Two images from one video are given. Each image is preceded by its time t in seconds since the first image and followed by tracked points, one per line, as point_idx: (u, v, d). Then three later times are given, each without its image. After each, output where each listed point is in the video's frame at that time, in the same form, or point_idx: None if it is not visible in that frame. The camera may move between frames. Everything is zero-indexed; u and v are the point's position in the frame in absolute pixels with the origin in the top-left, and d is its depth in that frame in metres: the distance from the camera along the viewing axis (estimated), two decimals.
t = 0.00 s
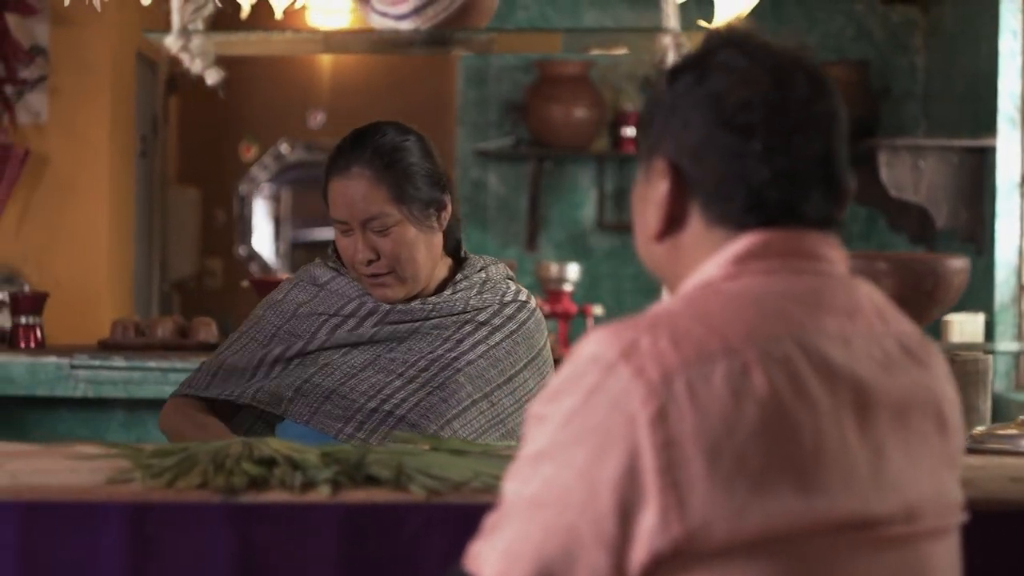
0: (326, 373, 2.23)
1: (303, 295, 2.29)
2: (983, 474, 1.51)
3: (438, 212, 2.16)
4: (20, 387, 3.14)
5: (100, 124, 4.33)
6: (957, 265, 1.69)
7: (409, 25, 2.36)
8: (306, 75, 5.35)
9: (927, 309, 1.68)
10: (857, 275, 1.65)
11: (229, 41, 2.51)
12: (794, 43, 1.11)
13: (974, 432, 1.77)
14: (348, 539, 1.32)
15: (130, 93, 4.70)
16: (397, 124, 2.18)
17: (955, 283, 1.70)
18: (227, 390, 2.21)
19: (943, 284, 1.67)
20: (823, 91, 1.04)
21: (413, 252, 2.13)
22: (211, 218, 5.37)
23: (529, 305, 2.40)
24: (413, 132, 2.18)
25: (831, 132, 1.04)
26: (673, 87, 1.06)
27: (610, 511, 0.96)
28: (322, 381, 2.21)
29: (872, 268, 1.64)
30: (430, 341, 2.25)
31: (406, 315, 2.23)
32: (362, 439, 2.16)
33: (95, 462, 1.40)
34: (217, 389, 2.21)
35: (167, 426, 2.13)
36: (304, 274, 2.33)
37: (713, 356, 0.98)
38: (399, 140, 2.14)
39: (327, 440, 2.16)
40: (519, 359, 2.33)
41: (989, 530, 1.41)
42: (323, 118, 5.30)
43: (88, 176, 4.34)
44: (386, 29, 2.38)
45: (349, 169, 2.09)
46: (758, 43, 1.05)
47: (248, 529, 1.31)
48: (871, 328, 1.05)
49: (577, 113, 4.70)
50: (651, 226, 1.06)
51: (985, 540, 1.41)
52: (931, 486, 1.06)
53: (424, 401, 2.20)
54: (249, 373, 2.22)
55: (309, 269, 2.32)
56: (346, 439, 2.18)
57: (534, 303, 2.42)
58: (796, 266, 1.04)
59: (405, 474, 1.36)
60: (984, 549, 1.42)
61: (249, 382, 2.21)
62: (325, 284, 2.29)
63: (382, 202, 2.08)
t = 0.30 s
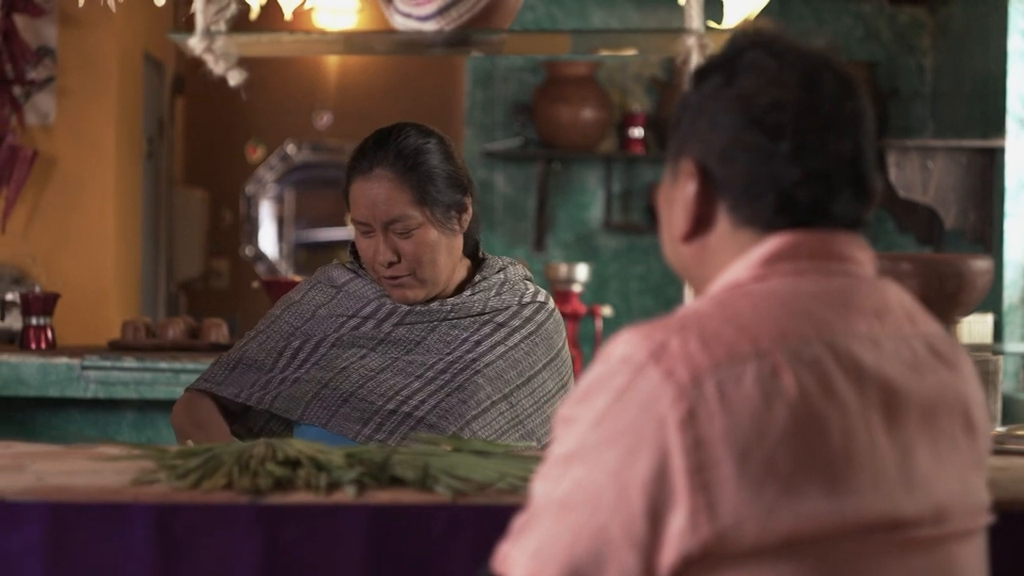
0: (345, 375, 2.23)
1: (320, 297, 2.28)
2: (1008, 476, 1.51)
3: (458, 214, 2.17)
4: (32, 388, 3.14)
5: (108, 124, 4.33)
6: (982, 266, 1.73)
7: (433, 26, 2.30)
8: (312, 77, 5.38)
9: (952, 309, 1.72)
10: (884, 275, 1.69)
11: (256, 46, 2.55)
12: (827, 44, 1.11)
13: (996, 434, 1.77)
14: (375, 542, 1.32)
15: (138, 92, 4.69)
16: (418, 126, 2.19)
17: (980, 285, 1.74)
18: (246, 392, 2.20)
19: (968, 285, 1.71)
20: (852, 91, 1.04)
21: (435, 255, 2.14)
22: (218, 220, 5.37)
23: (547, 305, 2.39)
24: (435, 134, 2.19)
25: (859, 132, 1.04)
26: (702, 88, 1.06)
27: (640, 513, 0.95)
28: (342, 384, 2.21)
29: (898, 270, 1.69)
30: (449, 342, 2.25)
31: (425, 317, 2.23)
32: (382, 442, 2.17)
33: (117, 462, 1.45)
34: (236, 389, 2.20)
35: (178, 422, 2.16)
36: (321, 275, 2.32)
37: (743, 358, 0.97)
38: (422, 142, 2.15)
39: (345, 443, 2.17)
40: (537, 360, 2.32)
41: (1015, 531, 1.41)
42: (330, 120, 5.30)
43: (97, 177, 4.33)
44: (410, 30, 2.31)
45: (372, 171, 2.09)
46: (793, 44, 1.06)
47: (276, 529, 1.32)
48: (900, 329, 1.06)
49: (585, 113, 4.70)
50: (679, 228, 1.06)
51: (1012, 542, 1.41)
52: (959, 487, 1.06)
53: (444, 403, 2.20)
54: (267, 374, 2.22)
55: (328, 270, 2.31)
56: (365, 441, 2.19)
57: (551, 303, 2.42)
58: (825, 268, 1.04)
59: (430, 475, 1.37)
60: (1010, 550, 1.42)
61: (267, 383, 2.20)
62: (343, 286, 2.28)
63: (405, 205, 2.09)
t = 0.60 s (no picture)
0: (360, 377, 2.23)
1: (334, 298, 2.28)
2: None
3: (473, 215, 2.18)
4: (42, 389, 3.14)
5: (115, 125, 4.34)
6: (1002, 266, 1.73)
7: (454, 28, 2.34)
8: (319, 77, 5.38)
9: (972, 309, 1.72)
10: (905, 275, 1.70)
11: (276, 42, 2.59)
12: (854, 46, 1.11)
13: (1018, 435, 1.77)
14: (399, 541, 1.32)
15: (145, 93, 4.68)
16: (434, 126, 2.19)
17: (1000, 285, 1.74)
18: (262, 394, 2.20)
19: (989, 285, 1.72)
20: (879, 92, 1.04)
21: (449, 254, 2.14)
22: (224, 220, 5.39)
23: (561, 304, 2.39)
24: (451, 134, 2.19)
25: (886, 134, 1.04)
26: (729, 89, 1.06)
27: (667, 511, 0.95)
28: (358, 385, 2.21)
29: (918, 270, 1.70)
30: (464, 343, 2.25)
31: (440, 317, 2.22)
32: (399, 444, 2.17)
33: (138, 463, 1.46)
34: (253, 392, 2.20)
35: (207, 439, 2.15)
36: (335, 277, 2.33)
37: (771, 357, 0.97)
38: (438, 142, 2.15)
39: (363, 444, 2.18)
40: (552, 359, 2.32)
41: None
42: (336, 121, 5.32)
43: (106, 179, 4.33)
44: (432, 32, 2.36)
45: (388, 171, 2.10)
46: (822, 45, 1.06)
47: (301, 529, 1.32)
48: (926, 329, 1.06)
49: (592, 114, 4.71)
50: (705, 229, 1.06)
51: None
52: (984, 487, 1.06)
53: (460, 404, 2.20)
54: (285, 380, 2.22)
55: (341, 272, 2.32)
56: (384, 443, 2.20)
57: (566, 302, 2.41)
58: (851, 268, 1.04)
59: (453, 476, 1.38)
60: None
61: (282, 388, 2.20)
62: (357, 287, 2.29)
63: (420, 204, 2.09)
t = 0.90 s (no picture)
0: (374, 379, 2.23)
1: (348, 299, 2.30)
2: None
3: (487, 216, 2.18)
4: (51, 390, 3.14)
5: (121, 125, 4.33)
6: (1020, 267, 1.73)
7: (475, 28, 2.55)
8: (326, 79, 5.39)
9: (992, 310, 1.71)
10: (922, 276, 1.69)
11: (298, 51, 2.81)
12: (876, 47, 1.10)
13: None
14: (421, 542, 1.33)
15: (151, 94, 4.68)
16: (450, 127, 2.19)
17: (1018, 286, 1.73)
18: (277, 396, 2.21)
19: (1009, 287, 1.71)
20: (902, 93, 1.04)
21: (463, 255, 2.15)
22: (229, 221, 5.41)
23: (574, 306, 2.39)
24: (466, 136, 2.19)
25: (908, 136, 1.03)
26: (751, 90, 1.06)
27: (690, 510, 0.95)
28: (371, 386, 2.21)
29: (937, 270, 1.70)
30: (477, 344, 2.24)
31: (454, 318, 2.22)
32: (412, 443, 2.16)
33: (158, 464, 1.46)
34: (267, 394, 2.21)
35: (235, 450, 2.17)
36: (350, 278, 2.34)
37: (794, 357, 0.97)
38: (453, 144, 2.15)
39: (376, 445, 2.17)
40: (565, 361, 2.32)
41: None
42: (341, 121, 5.33)
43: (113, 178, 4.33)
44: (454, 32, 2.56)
45: (403, 172, 2.10)
46: (849, 46, 1.06)
47: (322, 530, 1.33)
48: (948, 330, 1.06)
49: (598, 115, 4.71)
50: (728, 230, 1.06)
51: None
52: (1006, 488, 1.06)
53: (472, 404, 2.20)
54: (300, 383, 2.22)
55: (356, 273, 2.33)
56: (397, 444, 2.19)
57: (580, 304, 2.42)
58: (874, 269, 1.05)
59: (474, 477, 1.39)
60: None
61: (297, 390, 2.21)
62: (371, 288, 2.30)
63: (435, 206, 2.10)
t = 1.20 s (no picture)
0: (390, 380, 2.23)
1: (365, 301, 2.31)
2: None
3: (505, 218, 2.18)
4: (58, 390, 3.14)
5: (126, 125, 4.33)
6: None
7: (492, 28, 2.55)
8: (330, 79, 5.39)
9: (1007, 311, 1.72)
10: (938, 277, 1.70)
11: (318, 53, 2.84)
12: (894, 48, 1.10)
13: None
14: (439, 542, 1.34)
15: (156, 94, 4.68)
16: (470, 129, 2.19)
17: None
18: (292, 396, 2.22)
19: None
20: (919, 94, 1.04)
21: (480, 257, 2.15)
22: (234, 221, 5.42)
23: (592, 308, 2.39)
24: (486, 138, 2.19)
25: (926, 136, 1.03)
26: (768, 91, 1.06)
27: (709, 511, 0.94)
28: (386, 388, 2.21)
29: (953, 271, 1.71)
30: (493, 344, 2.25)
31: (470, 318, 2.24)
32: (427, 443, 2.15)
33: (173, 464, 1.47)
34: (282, 393, 2.22)
35: (230, 426, 2.15)
36: (366, 278, 2.35)
37: (814, 357, 0.97)
38: (472, 146, 2.16)
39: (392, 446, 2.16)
40: (583, 362, 2.31)
41: None
42: (346, 121, 5.33)
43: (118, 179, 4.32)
44: (471, 32, 2.56)
45: (423, 173, 2.10)
46: (870, 46, 1.06)
47: (339, 530, 1.33)
48: (968, 330, 1.06)
49: (604, 116, 4.71)
50: (746, 231, 1.06)
51: None
52: None
53: (488, 406, 2.19)
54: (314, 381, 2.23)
55: (372, 273, 2.34)
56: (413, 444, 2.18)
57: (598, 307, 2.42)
58: (893, 268, 1.04)
59: (489, 478, 1.39)
60: None
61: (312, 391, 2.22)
62: (387, 288, 2.31)
63: (454, 207, 2.10)
